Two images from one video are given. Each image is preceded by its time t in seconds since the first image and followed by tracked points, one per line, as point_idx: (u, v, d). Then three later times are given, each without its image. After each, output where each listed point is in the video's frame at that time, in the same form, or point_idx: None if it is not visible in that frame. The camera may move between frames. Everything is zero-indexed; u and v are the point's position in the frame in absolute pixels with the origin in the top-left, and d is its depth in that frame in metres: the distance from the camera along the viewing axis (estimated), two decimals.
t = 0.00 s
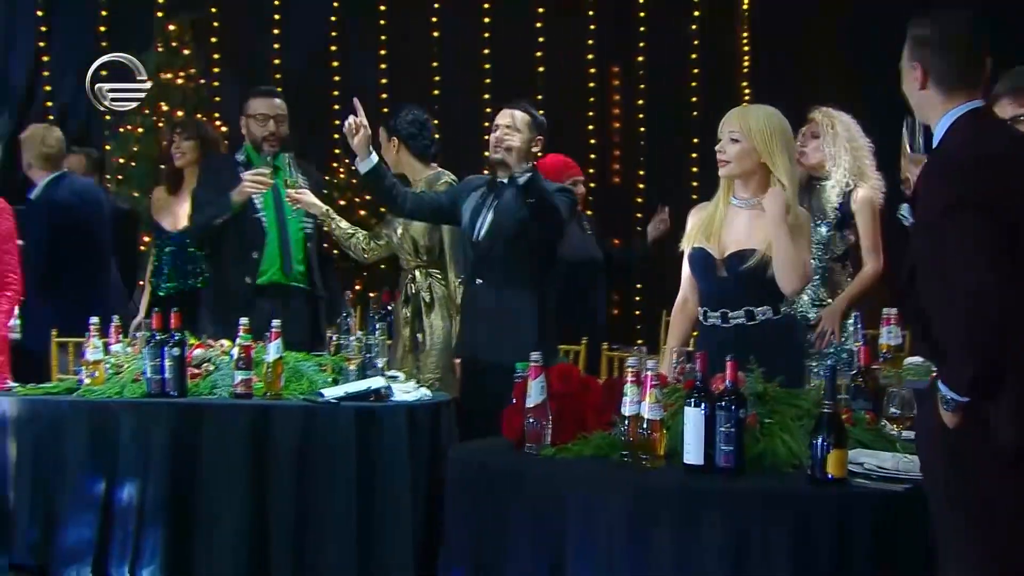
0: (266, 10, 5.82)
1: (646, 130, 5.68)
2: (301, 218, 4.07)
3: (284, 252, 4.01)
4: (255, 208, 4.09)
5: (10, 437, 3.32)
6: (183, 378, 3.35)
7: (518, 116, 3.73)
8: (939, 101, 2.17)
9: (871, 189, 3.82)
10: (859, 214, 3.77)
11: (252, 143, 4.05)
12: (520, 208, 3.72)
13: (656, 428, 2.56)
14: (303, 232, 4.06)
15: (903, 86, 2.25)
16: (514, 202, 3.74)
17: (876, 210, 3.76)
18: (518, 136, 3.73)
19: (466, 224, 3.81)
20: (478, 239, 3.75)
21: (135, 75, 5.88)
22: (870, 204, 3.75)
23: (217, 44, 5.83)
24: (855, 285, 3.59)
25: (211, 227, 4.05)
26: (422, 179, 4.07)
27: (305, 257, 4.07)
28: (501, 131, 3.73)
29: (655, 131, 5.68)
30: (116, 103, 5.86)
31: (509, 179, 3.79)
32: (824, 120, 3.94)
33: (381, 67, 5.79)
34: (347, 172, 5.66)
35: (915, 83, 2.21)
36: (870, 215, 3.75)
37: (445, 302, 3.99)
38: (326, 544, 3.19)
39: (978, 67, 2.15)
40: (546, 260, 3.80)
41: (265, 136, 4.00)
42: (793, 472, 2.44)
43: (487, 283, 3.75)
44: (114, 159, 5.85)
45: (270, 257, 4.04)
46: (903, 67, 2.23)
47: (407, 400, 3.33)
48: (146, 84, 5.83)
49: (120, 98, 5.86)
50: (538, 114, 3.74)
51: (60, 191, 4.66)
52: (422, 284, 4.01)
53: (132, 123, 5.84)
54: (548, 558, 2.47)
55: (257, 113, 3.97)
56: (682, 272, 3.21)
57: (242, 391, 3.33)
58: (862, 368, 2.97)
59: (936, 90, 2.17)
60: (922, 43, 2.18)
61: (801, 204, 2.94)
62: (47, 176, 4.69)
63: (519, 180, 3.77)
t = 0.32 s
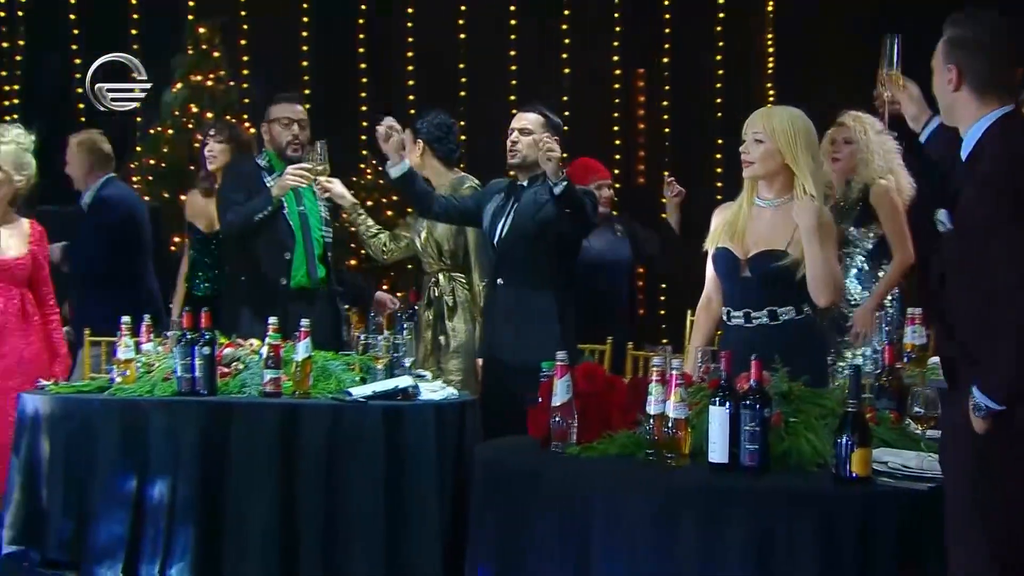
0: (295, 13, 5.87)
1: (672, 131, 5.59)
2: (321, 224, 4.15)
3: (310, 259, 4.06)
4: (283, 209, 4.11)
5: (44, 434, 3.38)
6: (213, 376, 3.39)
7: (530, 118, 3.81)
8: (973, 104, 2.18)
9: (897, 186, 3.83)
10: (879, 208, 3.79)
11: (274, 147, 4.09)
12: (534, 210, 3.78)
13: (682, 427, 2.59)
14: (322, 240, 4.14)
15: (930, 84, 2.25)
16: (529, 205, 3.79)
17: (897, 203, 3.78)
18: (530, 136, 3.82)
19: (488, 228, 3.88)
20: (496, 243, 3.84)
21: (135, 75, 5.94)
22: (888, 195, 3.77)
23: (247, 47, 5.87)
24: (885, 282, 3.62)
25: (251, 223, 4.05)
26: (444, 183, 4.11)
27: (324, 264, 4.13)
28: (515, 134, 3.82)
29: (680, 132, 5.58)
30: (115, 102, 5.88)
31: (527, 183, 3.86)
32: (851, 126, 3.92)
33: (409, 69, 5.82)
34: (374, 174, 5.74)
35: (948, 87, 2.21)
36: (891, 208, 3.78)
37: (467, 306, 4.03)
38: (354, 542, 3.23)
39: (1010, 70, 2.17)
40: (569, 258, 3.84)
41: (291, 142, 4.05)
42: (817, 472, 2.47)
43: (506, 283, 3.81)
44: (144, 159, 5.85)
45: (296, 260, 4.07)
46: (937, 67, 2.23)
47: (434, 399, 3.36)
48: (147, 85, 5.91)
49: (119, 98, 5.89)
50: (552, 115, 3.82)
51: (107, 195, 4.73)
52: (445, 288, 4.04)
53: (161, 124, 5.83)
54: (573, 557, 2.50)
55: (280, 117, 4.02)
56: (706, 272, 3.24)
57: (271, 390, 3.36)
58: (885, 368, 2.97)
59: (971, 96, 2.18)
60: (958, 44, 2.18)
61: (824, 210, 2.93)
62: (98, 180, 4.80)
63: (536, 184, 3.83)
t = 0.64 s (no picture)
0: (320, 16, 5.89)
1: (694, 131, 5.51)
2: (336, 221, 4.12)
3: (324, 259, 4.10)
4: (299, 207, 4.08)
5: (73, 430, 3.46)
6: (240, 375, 3.42)
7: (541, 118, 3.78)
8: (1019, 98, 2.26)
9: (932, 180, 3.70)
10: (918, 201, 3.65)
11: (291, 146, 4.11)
12: (546, 208, 3.79)
13: (704, 427, 2.60)
14: (337, 238, 4.12)
15: (968, 71, 2.33)
16: (542, 202, 3.79)
17: (935, 194, 3.64)
18: (541, 137, 3.79)
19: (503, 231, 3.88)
20: (512, 246, 3.84)
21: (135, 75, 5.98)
22: (927, 188, 3.65)
23: (274, 49, 5.92)
24: (939, 267, 3.41)
25: (268, 226, 4.07)
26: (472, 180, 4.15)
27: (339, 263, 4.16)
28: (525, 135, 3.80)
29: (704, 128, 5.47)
30: (115, 103, 5.90)
31: (539, 182, 3.83)
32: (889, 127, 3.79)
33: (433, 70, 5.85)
34: (399, 175, 5.75)
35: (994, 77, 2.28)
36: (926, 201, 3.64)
37: (491, 304, 4.07)
38: (377, 538, 3.25)
39: None
40: (590, 255, 3.86)
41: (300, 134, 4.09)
42: (839, 469, 2.47)
43: (526, 282, 3.82)
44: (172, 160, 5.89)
45: (312, 259, 4.10)
46: (977, 57, 2.30)
47: (458, 398, 3.36)
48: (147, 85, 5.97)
49: (120, 98, 5.91)
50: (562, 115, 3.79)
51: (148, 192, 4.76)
52: (470, 286, 4.08)
53: (187, 126, 5.92)
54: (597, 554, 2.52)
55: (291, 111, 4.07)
56: (727, 271, 3.25)
57: (297, 389, 3.40)
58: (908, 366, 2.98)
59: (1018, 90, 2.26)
60: (1006, 40, 2.25)
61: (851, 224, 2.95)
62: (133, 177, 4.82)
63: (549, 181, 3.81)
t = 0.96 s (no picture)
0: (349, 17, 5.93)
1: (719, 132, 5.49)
2: (351, 226, 4.24)
3: (335, 262, 4.17)
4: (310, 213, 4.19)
5: (104, 429, 3.49)
6: (268, 374, 3.45)
7: (578, 120, 3.84)
8: None
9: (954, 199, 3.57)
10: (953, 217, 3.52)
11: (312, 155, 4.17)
12: (578, 206, 3.79)
13: (729, 425, 2.62)
14: (353, 240, 4.23)
15: None
16: (575, 203, 3.81)
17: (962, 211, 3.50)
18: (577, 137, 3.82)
19: (534, 228, 3.90)
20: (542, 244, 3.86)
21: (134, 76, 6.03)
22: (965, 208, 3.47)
23: (301, 52, 5.95)
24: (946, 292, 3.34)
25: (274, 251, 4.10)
26: (498, 182, 4.20)
27: (355, 267, 4.23)
28: (561, 134, 3.82)
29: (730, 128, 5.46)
30: (115, 102, 5.97)
31: (574, 181, 3.87)
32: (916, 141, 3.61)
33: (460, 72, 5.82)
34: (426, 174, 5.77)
35: None
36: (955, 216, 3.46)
37: (519, 306, 4.08)
38: (406, 537, 3.28)
39: None
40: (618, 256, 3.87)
41: (320, 138, 4.12)
42: (866, 469, 2.47)
43: (555, 280, 3.86)
44: (201, 162, 5.73)
45: (324, 265, 4.18)
46: None
47: (484, 397, 3.39)
48: (147, 86, 6.03)
49: (119, 98, 5.98)
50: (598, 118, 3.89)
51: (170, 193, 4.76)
52: (499, 286, 4.10)
53: (218, 129, 5.83)
54: (624, 554, 2.54)
55: (313, 118, 4.12)
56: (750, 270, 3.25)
57: (325, 387, 3.42)
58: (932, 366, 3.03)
59: None
60: None
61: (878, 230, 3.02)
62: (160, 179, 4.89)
63: (581, 183, 3.84)
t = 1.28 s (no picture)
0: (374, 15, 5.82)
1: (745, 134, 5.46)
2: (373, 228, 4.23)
3: (351, 269, 4.19)
4: (332, 217, 4.22)
5: (133, 427, 3.53)
6: (296, 372, 3.47)
7: (610, 121, 3.86)
8: None
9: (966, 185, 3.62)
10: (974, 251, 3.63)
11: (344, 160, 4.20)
12: (610, 211, 3.82)
13: (755, 425, 2.63)
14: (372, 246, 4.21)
15: None
16: (607, 207, 3.82)
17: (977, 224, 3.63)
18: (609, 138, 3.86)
19: (565, 229, 3.92)
20: (575, 243, 3.86)
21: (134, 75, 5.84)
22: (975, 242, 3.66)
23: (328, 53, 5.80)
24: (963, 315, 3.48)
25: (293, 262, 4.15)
26: (528, 189, 4.19)
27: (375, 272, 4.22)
28: (593, 136, 3.87)
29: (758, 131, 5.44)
30: (116, 103, 5.81)
31: (606, 184, 3.87)
32: (935, 125, 3.78)
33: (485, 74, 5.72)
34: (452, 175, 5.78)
35: None
36: (969, 231, 3.25)
37: (550, 309, 4.09)
38: (433, 535, 3.31)
39: None
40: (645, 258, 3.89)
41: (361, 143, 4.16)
42: (891, 468, 2.48)
43: (584, 282, 3.87)
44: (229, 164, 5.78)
45: (342, 273, 4.21)
46: None
47: (509, 395, 3.42)
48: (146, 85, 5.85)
49: (121, 98, 5.80)
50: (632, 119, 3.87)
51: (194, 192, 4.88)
52: (530, 290, 4.10)
53: (247, 130, 5.79)
54: (651, 552, 2.55)
55: (349, 125, 4.15)
56: (773, 271, 3.27)
57: (353, 386, 3.44)
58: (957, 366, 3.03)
59: None
60: None
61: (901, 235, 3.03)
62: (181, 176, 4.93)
63: (614, 185, 3.86)
